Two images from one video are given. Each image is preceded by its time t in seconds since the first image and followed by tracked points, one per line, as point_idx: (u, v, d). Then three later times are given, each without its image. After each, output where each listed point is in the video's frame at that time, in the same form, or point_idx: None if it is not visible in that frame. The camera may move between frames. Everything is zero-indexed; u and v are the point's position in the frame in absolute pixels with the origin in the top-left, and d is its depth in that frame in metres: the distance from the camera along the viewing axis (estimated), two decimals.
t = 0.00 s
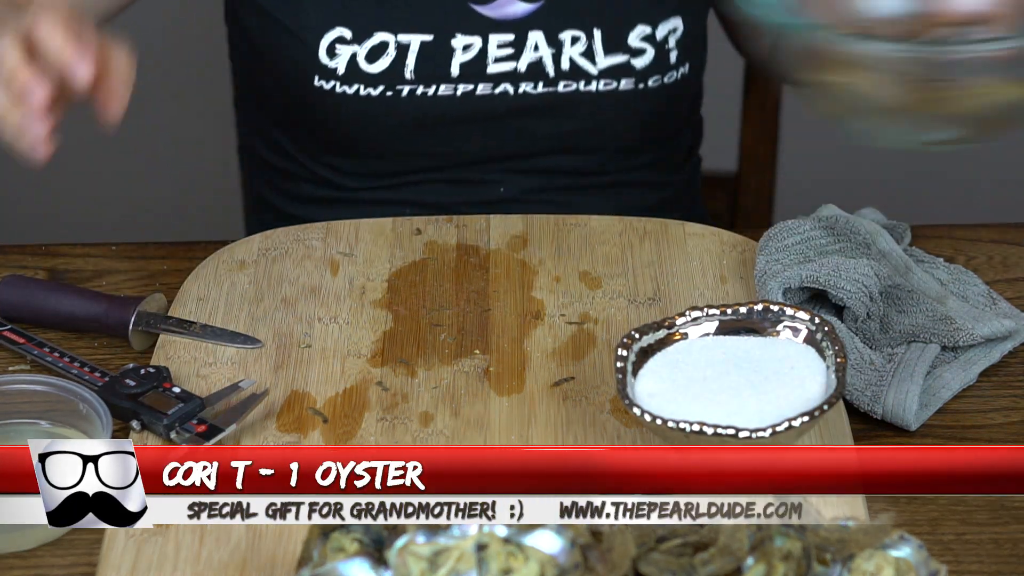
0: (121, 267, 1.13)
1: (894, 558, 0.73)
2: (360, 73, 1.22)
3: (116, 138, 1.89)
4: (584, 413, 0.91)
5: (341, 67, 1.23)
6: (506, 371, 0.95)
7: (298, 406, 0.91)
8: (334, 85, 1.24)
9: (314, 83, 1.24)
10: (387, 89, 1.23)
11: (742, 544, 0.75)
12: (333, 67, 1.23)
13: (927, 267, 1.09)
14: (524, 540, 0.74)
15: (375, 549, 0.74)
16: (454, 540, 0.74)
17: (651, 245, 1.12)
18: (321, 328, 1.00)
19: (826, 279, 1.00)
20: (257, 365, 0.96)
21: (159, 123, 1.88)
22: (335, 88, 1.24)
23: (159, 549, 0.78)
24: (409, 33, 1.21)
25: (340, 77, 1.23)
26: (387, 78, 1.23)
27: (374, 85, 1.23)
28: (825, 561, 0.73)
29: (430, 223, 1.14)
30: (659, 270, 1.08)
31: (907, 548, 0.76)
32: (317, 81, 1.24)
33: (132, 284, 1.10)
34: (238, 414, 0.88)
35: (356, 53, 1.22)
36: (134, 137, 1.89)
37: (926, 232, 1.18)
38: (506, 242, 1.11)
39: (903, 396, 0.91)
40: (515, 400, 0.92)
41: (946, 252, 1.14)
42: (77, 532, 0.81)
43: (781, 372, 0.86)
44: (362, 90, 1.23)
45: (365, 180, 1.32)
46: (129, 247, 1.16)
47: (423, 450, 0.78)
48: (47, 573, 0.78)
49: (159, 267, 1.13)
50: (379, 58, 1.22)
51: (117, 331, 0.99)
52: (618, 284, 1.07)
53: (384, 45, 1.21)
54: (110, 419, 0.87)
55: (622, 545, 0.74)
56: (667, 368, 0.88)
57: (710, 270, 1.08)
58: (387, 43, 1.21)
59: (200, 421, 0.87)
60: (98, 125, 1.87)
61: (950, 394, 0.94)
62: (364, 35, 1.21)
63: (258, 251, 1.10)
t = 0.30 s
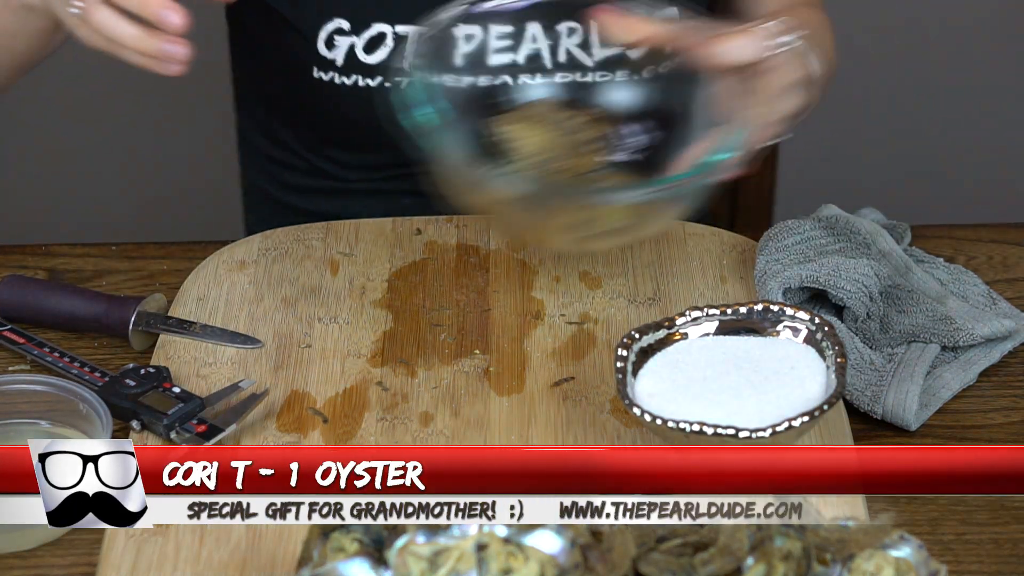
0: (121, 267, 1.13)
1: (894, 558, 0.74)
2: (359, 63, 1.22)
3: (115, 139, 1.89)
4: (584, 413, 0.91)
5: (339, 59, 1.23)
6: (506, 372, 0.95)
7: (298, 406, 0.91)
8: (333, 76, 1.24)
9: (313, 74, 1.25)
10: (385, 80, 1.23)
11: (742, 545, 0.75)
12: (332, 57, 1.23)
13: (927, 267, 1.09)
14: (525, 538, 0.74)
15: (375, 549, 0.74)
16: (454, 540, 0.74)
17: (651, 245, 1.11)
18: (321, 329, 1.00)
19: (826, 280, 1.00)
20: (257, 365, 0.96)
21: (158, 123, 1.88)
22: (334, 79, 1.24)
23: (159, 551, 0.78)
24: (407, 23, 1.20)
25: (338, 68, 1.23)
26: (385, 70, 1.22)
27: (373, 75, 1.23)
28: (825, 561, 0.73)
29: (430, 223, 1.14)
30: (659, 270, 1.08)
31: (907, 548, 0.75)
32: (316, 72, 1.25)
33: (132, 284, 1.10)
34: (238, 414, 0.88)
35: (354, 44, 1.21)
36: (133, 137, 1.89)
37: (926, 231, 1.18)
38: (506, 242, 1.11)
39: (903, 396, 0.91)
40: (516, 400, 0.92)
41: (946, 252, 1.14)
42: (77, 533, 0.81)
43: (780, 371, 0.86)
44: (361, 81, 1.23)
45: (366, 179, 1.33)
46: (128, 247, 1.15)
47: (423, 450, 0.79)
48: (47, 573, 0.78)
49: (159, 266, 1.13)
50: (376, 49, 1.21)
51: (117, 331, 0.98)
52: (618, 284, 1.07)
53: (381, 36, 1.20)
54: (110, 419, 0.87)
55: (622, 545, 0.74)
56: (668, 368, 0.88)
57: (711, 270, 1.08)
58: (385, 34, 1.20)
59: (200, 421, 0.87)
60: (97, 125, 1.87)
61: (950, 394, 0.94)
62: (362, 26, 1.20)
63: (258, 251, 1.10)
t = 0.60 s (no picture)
0: (121, 267, 1.12)
1: (894, 558, 0.74)
2: (351, 38, 1.25)
3: (115, 139, 1.89)
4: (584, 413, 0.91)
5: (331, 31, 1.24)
6: (506, 372, 0.95)
7: (298, 406, 0.91)
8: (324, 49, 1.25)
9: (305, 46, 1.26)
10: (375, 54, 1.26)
11: (742, 545, 0.74)
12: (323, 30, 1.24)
13: (927, 267, 1.09)
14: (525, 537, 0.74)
15: (375, 549, 0.74)
16: (454, 540, 0.74)
17: (651, 245, 1.11)
18: (321, 329, 1.00)
19: (826, 280, 1.00)
20: (257, 365, 0.96)
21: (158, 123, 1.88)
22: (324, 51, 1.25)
23: (159, 551, 0.78)
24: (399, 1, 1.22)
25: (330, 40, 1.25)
26: (375, 44, 1.25)
27: (362, 50, 1.26)
28: (825, 562, 0.73)
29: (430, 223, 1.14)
30: (659, 271, 1.08)
31: (907, 548, 0.75)
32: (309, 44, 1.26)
33: (132, 284, 1.10)
34: (238, 415, 0.88)
35: (346, 18, 1.23)
36: (133, 138, 1.89)
37: (925, 232, 1.18)
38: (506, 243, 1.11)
39: (903, 396, 0.91)
40: (516, 400, 0.92)
41: (946, 253, 1.14)
42: (77, 533, 0.81)
43: (781, 371, 0.86)
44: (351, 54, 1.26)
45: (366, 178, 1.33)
46: (128, 247, 1.15)
47: (423, 451, 0.82)
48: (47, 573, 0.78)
49: (159, 266, 1.13)
50: (368, 25, 1.24)
51: (117, 331, 0.98)
52: (618, 284, 1.07)
53: (373, 11, 1.23)
54: (110, 419, 0.87)
55: (622, 545, 0.74)
56: (668, 369, 0.88)
57: (710, 270, 1.08)
58: (377, 9, 1.23)
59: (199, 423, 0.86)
60: (97, 126, 1.87)
61: (950, 394, 0.94)
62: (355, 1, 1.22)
63: (258, 251, 1.10)
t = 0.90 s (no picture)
0: (121, 267, 1.12)
1: (895, 558, 0.73)
2: (361, 30, 1.24)
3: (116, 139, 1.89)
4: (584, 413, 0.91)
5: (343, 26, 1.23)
6: (506, 372, 0.95)
7: (299, 406, 0.91)
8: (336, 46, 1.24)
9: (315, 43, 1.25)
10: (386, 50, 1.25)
11: (742, 545, 0.74)
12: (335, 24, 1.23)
13: (927, 267, 1.09)
14: (525, 539, 0.75)
15: (375, 549, 0.74)
16: (454, 540, 0.74)
17: (651, 245, 1.11)
18: (321, 328, 1.00)
19: (826, 281, 1.00)
20: (257, 365, 0.96)
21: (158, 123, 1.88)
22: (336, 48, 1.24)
23: (158, 551, 0.77)
24: None
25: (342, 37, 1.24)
26: (387, 39, 1.24)
27: (374, 45, 1.25)
28: (825, 562, 0.73)
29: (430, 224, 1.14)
30: (659, 271, 1.08)
31: (907, 549, 0.75)
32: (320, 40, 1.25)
33: (132, 284, 1.10)
34: (238, 414, 0.87)
35: (358, 12, 1.22)
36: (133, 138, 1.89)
37: (925, 232, 1.18)
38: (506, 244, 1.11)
39: (904, 396, 0.91)
40: (515, 400, 0.92)
41: (947, 253, 1.14)
42: (77, 533, 0.80)
43: (781, 371, 0.86)
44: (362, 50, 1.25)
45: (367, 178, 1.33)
46: (128, 247, 1.15)
47: (422, 451, 0.84)
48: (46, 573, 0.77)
49: (159, 266, 1.13)
50: (379, 18, 1.23)
51: (117, 331, 0.98)
52: (618, 284, 1.07)
53: (386, 4, 1.22)
54: (110, 419, 0.87)
55: (622, 546, 0.73)
56: (667, 368, 0.88)
57: (710, 270, 1.08)
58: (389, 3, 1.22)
59: (199, 423, 0.86)
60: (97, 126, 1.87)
61: (951, 394, 0.94)
62: None
63: (258, 251, 1.10)
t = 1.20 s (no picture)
0: (121, 267, 1.12)
1: (894, 558, 0.74)
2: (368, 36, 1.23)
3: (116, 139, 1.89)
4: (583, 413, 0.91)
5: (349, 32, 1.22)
6: (506, 372, 0.95)
7: (299, 406, 0.91)
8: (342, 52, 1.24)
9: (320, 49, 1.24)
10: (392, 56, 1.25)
11: (742, 545, 0.74)
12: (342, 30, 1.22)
13: (926, 267, 1.09)
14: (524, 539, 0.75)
15: (375, 549, 0.74)
16: (454, 540, 0.75)
17: (651, 246, 1.11)
18: (321, 328, 1.00)
19: (826, 282, 1.00)
20: (257, 365, 0.96)
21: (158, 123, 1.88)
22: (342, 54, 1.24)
23: (159, 551, 0.77)
24: None
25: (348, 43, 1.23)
26: (392, 44, 1.24)
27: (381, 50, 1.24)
28: (825, 561, 0.73)
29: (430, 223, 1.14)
30: (659, 271, 1.08)
31: (907, 549, 0.76)
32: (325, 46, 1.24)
33: (132, 284, 1.10)
34: (237, 414, 0.87)
35: (365, 17, 1.21)
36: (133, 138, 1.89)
37: (925, 232, 1.18)
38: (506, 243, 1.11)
39: (904, 396, 0.91)
40: (516, 400, 0.92)
41: (947, 253, 1.14)
42: (77, 533, 0.80)
43: (781, 371, 0.86)
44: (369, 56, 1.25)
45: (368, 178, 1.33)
46: (128, 247, 1.15)
47: (422, 451, 0.84)
48: (46, 573, 0.77)
49: (159, 266, 1.13)
50: (386, 23, 1.22)
51: (117, 331, 0.98)
52: (618, 284, 1.06)
53: (392, 10, 1.21)
54: (110, 419, 0.87)
55: (622, 545, 0.73)
56: (667, 368, 0.88)
57: (710, 270, 1.08)
58: (396, 8, 1.21)
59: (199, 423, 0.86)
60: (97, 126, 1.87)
61: (951, 395, 0.94)
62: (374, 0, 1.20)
63: (258, 251, 1.10)
